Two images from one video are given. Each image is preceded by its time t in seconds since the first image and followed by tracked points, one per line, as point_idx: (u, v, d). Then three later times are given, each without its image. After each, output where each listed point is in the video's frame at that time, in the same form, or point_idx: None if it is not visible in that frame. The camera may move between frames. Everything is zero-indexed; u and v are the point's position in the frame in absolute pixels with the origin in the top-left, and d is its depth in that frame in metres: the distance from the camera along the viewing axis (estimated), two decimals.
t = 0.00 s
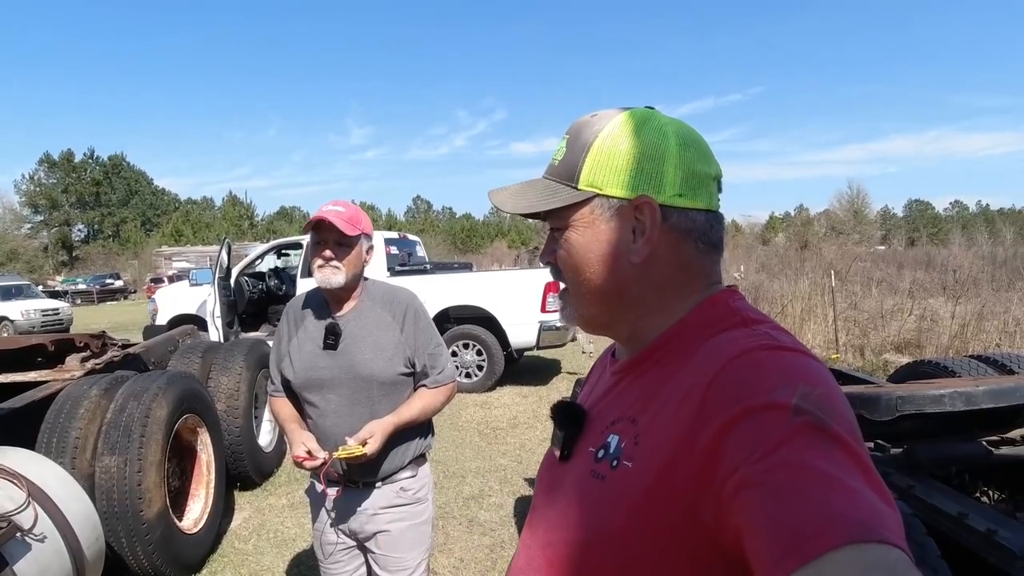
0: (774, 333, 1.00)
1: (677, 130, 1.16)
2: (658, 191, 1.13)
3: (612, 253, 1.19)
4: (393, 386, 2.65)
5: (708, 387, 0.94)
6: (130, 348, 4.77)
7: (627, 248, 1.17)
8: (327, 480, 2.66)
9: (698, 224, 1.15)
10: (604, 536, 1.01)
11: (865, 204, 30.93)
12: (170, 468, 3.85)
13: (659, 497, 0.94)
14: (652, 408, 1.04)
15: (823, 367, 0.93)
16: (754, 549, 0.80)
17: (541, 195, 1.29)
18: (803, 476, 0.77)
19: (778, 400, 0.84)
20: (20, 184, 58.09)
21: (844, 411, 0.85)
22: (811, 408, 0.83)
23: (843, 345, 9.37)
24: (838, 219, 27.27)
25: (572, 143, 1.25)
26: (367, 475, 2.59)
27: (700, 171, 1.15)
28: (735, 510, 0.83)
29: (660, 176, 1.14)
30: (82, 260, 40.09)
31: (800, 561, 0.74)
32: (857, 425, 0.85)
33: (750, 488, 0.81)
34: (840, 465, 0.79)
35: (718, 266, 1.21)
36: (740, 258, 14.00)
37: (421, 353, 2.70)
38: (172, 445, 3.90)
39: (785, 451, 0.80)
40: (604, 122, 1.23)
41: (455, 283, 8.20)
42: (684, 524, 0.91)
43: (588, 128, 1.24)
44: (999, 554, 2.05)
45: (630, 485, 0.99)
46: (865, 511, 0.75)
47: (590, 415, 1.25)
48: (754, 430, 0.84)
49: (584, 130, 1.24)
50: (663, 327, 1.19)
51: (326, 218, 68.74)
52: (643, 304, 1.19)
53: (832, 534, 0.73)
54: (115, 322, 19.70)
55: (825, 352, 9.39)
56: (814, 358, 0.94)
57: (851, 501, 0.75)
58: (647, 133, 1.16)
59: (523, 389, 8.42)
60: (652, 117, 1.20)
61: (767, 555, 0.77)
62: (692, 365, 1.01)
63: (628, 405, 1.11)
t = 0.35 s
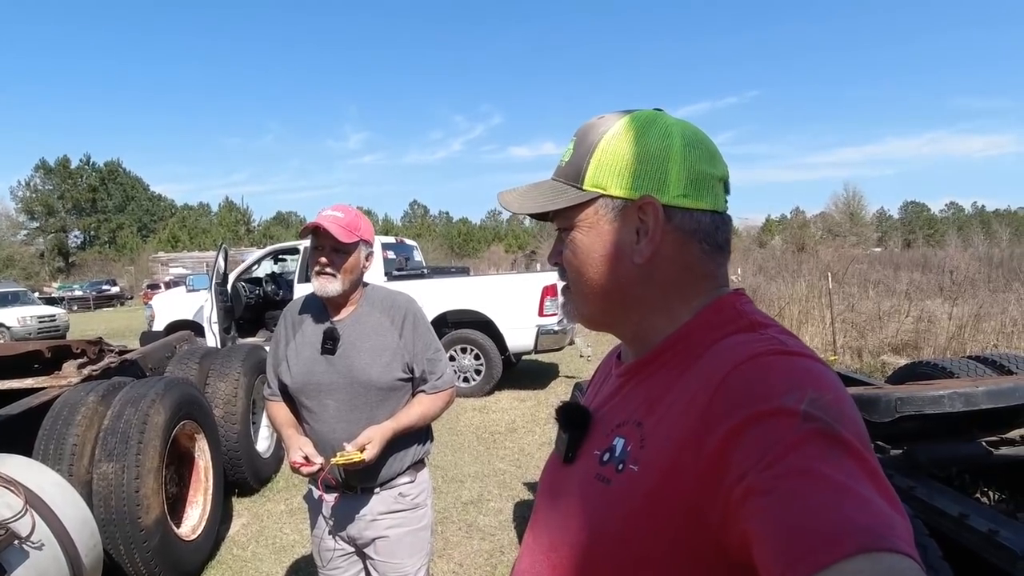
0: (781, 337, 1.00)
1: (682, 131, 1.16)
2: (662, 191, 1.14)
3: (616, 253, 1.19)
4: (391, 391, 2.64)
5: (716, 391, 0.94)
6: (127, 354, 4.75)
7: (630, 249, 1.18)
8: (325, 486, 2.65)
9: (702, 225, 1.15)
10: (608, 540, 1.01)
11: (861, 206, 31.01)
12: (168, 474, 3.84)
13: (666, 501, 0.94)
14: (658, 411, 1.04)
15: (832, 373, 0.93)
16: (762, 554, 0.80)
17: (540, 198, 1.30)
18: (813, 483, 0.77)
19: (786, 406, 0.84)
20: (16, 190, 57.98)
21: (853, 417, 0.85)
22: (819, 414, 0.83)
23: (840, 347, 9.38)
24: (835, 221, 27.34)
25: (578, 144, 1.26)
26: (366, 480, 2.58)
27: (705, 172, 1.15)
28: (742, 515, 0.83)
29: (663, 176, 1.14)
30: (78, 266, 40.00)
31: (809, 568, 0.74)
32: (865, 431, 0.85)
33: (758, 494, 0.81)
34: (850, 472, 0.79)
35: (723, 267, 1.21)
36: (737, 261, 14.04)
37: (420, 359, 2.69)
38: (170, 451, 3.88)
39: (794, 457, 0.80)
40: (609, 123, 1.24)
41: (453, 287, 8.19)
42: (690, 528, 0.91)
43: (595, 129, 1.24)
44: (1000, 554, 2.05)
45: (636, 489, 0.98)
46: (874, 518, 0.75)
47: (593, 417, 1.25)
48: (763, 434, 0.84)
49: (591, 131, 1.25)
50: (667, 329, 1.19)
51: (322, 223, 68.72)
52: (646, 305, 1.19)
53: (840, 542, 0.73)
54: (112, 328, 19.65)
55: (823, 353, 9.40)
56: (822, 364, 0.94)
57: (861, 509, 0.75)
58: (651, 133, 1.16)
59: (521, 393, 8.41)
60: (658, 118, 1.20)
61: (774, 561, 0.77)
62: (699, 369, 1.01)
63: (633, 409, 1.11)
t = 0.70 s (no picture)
0: (770, 336, 1.00)
1: (671, 131, 1.16)
2: (648, 190, 1.14)
3: (603, 252, 1.20)
4: (387, 395, 2.64)
5: (705, 390, 0.94)
6: (126, 359, 4.75)
7: (617, 248, 1.18)
8: (321, 489, 2.65)
9: (689, 225, 1.14)
10: (598, 539, 1.01)
11: (860, 207, 31.04)
12: (167, 478, 3.84)
13: (657, 500, 0.94)
14: (648, 410, 1.04)
15: (820, 371, 0.93)
16: (750, 553, 0.80)
17: (531, 196, 1.31)
18: (801, 482, 0.78)
19: (776, 405, 0.84)
20: (14, 196, 58.00)
21: (842, 416, 0.86)
22: (808, 413, 0.83)
23: (839, 348, 9.39)
24: (834, 222, 27.39)
25: (569, 144, 1.27)
26: (361, 483, 2.58)
27: (693, 172, 1.15)
28: (731, 514, 0.84)
29: (650, 176, 1.14)
30: (78, 272, 39.98)
31: (796, 566, 0.74)
32: (854, 429, 0.86)
33: (747, 492, 0.81)
34: (838, 470, 0.79)
35: (713, 267, 1.21)
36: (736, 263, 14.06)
37: (416, 362, 2.69)
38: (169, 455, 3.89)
39: (784, 456, 0.80)
40: (600, 123, 1.24)
41: (452, 290, 8.19)
42: (681, 526, 0.91)
43: (585, 129, 1.25)
44: (997, 553, 2.04)
45: (626, 487, 0.99)
46: (864, 516, 0.75)
47: (584, 416, 1.26)
48: (751, 433, 0.84)
49: (581, 131, 1.25)
50: (656, 328, 1.19)
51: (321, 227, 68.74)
52: (634, 304, 1.20)
53: (830, 539, 0.74)
54: (111, 333, 19.65)
55: (822, 354, 9.40)
56: (811, 362, 0.95)
57: (850, 506, 0.76)
58: (637, 134, 1.16)
59: (521, 396, 8.41)
60: (647, 119, 1.20)
61: (764, 560, 0.77)
62: (689, 368, 1.01)
63: (624, 408, 1.11)
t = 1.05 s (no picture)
0: (771, 336, 1.00)
1: (695, 139, 1.19)
2: (679, 189, 1.14)
3: (625, 243, 1.17)
4: (391, 399, 2.64)
5: (706, 391, 0.93)
6: (132, 363, 4.77)
7: (640, 241, 1.16)
8: (322, 492, 2.66)
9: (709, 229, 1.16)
10: (600, 542, 1.01)
11: (866, 207, 30.94)
12: (173, 481, 3.85)
13: (659, 503, 0.93)
14: (650, 412, 1.04)
15: (822, 372, 0.92)
16: (753, 554, 0.79)
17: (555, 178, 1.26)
18: (802, 481, 0.77)
19: (775, 405, 0.84)
20: (22, 201, 58.37)
21: (843, 415, 0.85)
22: (809, 412, 0.82)
23: (846, 349, 9.35)
24: (839, 223, 27.32)
25: (592, 135, 1.25)
26: (363, 486, 2.59)
27: (713, 179, 1.18)
28: (733, 515, 0.83)
29: (679, 176, 1.15)
30: (85, 276, 40.18)
31: (799, 566, 0.74)
32: (856, 430, 0.85)
33: (748, 493, 0.81)
34: (840, 470, 0.78)
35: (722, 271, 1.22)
36: (741, 264, 14.03)
37: (420, 369, 2.70)
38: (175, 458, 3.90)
39: (785, 456, 0.80)
40: (623, 119, 1.23)
41: (456, 293, 8.20)
42: (684, 529, 0.91)
43: (609, 123, 1.24)
44: (1003, 554, 2.03)
45: (628, 490, 0.98)
46: (866, 515, 0.75)
47: (587, 419, 1.26)
48: (752, 434, 0.84)
49: (604, 125, 1.24)
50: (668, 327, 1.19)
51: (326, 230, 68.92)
52: (650, 300, 1.18)
53: (832, 540, 0.73)
54: (118, 337, 19.75)
55: (829, 355, 9.36)
56: (811, 362, 0.94)
57: (852, 506, 0.75)
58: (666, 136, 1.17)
59: (526, 398, 8.41)
60: (670, 124, 1.22)
61: (765, 561, 0.77)
62: (691, 369, 1.01)
63: (626, 410, 1.11)
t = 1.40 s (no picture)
0: (772, 337, 1.00)
1: (716, 152, 1.26)
2: (714, 199, 1.20)
3: (668, 245, 1.18)
4: (395, 401, 2.65)
5: (708, 393, 0.93)
6: (136, 365, 4.79)
7: (681, 244, 1.19)
8: (327, 495, 2.66)
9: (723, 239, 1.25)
10: (602, 544, 1.01)
11: (872, 208, 30.80)
12: (177, 483, 3.86)
13: (660, 505, 0.93)
14: (651, 413, 1.03)
15: (822, 372, 0.92)
16: (755, 556, 0.79)
17: (589, 169, 1.22)
18: (803, 483, 0.77)
19: (777, 406, 0.84)
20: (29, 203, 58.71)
21: (845, 416, 0.85)
22: (811, 412, 0.82)
23: (851, 350, 9.30)
24: (845, 224, 27.22)
25: (628, 130, 1.23)
26: (369, 488, 2.58)
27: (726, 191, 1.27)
28: (735, 517, 0.83)
29: (711, 187, 1.21)
30: (91, 277, 40.36)
31: (802, 567, 0.73)
32: (858, 430, 0.85)
33: (750, 494, 0.81)
34: (841, 471, 0.78)
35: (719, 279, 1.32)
36: (746, 265, 14.00)
37: (424, 370, 2.71)
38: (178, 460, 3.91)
39: (786, 457, 0.79)
40: (659, 119, 1.24)
41: (460, 295, 8.20)
42: (685, 530, 0.90)
43: (647, 120, 1.23)
44: (1007, 557, 2.02)
45: (629, 492, 0.98)
46: (869, 515, 0.74)
47: (588, 422, 1.25)
48: (752, 436, 0.84)
49: (643, 121, 1.23)
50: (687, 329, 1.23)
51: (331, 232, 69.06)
52: (678, 303, 1.21)
53: (834, 540, 0.73)
54: (124, 338, 19.83)
55: (834, 357, 9.32)
56: (812, 362, 0.94)
57: (854, 506, 0.75)
58: (696, 146, 1.22)
59: (530, 400, 8.39)
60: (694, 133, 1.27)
61: (767, 563, 0.77)
62: (693, 370, 1.01)
63: (627, 412, 1.11)
